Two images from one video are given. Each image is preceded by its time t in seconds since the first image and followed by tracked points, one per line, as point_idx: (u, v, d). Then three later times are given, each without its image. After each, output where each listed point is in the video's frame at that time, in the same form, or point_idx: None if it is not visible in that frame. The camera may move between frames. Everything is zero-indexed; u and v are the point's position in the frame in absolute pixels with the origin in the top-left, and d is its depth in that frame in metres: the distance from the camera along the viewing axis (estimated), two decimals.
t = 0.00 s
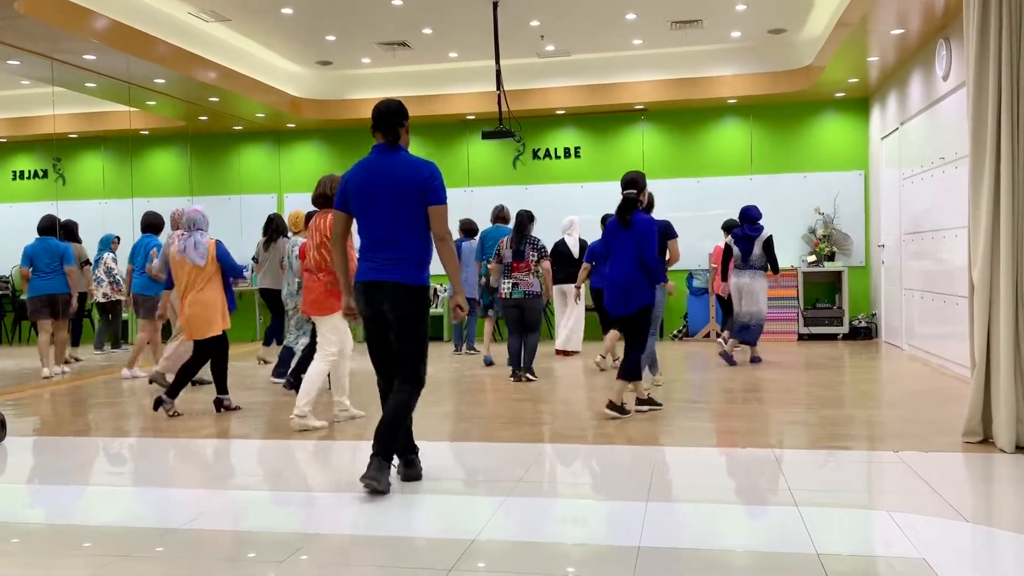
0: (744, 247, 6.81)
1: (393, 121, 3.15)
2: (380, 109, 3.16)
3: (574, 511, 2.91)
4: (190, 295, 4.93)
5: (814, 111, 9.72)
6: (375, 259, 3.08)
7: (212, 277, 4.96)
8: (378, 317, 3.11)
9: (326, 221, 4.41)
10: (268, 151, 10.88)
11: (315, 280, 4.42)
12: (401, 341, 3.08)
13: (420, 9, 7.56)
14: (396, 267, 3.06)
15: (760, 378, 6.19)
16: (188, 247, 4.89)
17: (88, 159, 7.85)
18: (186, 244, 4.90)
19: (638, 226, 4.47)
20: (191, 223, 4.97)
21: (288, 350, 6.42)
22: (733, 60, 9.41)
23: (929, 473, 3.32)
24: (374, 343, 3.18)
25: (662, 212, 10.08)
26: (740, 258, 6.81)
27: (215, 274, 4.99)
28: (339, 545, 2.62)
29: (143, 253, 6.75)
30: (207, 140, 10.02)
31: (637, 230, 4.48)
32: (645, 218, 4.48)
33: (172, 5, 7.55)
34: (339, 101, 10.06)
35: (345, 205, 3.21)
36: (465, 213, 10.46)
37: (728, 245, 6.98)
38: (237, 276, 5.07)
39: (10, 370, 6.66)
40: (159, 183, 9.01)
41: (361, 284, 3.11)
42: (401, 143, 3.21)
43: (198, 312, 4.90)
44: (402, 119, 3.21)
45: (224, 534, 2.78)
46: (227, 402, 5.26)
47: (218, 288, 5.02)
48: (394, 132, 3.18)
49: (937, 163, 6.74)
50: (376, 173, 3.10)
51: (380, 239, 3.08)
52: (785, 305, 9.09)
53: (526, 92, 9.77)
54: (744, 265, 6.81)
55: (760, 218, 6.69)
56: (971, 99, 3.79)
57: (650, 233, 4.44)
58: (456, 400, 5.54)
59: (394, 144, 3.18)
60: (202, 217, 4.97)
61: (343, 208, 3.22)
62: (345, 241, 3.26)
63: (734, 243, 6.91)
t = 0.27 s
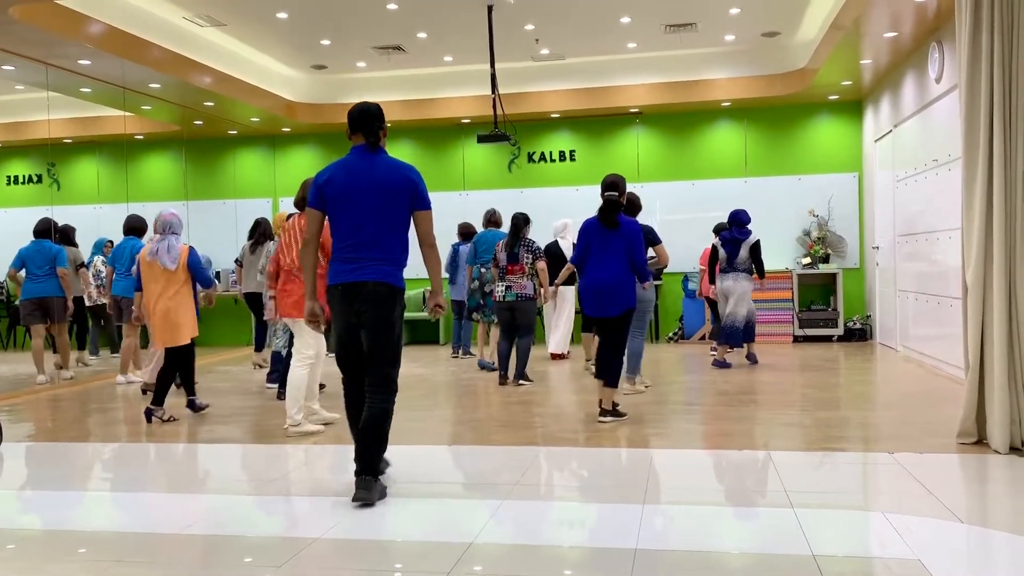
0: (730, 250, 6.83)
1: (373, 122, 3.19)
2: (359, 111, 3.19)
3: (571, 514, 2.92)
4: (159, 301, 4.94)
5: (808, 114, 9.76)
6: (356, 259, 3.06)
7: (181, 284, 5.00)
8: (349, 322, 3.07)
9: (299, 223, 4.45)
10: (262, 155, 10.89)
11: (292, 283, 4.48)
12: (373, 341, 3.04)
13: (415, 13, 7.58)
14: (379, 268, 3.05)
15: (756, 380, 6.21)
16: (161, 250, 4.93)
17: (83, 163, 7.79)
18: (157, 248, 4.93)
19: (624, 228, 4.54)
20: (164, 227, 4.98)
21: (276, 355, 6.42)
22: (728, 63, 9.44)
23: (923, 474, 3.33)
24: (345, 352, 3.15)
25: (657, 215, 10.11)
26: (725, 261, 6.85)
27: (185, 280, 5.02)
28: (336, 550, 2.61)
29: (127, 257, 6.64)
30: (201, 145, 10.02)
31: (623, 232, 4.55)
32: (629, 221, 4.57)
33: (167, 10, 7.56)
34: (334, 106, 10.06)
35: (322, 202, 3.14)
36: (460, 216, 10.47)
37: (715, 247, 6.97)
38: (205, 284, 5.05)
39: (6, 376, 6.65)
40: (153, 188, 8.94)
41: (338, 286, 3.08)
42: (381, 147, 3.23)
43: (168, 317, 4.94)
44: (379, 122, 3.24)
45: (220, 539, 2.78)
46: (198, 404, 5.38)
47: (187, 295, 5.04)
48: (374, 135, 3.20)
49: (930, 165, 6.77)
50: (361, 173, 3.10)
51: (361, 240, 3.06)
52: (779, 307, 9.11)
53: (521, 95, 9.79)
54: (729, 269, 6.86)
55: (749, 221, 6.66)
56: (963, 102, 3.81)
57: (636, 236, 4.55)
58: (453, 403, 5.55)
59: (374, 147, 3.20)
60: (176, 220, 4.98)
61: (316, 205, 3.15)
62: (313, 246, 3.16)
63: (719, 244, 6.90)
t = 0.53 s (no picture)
0: (729, 250, 6.86)
1: (346, 123, 3.23)
2: (330, 111, 3.21)
3: (569, 514, 2.93)
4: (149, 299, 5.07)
5: (805, 114, 9.78)
6: (343, 261, 3.12)
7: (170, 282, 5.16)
8: (326, 323, 3.13)
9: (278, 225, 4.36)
10: (260, 155, 10.91)
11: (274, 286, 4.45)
12: (354, 340, 3.14)
13: (413, 14, 7.60)
14: (366, 270, 3.14)
15: (753, 380, 6.23)
16: (150, 251, 5.05)
17: (81, 165, 7.77)
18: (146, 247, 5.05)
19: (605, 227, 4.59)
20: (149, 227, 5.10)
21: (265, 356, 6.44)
22: (725, 64, 9.46)
23: (920, 473, 3.35)
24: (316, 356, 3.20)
25: (655, 216, 10.12)
26: (724, 261, 6.88)
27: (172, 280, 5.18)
28: (334, 550, 2.63)
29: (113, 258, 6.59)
30: (200, 146, 10.02)
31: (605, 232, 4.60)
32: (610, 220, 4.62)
33: (165, 12, 7.57)
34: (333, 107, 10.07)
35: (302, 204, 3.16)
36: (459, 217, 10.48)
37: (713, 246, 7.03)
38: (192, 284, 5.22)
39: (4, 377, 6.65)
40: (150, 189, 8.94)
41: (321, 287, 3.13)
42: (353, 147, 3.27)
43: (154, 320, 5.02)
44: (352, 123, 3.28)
45: (218, 539, 2.79)
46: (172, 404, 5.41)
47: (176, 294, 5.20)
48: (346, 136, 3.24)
49: (927, 165, 6.79)
50: (342, 175, 3.15)
51: (345, 241, 3.13)
52: (777, 308, 9.14)
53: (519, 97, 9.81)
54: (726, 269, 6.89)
55: (746, 221, 6.70)
56: (958, 103, 3.83)
57: (618, 235, 4.61)
58: (451, 404, 5.56)
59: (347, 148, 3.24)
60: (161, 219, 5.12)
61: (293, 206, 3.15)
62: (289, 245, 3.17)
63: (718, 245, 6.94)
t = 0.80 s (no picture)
0: (734, 249, 6.86)
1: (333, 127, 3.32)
2: (315, 117, 3.31)
3: (573, 511, 2.96)
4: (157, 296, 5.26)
5: (809, 115, 9.78)
6: (328, 265, 3.23)
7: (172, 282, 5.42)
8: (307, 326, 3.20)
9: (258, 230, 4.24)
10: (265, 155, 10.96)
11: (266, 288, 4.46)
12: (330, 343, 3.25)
13: (418, 15, 7.62)
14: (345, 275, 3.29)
15: (757, 380, 6.25)
16: (152, 254, 5.23)
17: (87, 164, 7.82)
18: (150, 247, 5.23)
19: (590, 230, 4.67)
20: (145, 228, 5.25)
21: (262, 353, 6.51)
22: (730, 64, 9.47)
23: (922, 473, 3.36)
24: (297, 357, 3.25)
25: (659, 216, 10.12)
26: (730, 260, 6.87)
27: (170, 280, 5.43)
28: (338, 547, 2.65)
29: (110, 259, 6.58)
30: (206, 145, 10.03)
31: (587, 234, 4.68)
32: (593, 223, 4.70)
33: (172, 12, 7.60)
34: (339, 107, 10.10)
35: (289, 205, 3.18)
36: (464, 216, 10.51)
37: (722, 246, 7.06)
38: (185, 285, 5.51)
39: (10, 375, 6.68)
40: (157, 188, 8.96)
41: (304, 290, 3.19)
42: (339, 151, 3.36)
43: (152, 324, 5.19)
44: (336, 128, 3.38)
45: (224, 535, 2.81)
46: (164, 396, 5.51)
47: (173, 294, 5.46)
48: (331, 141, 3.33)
49: (931, 165, 6.79)
50: (329, 181, 3.24)
51: (328, 245, 3.22)
52: (782, 307, 9.14)
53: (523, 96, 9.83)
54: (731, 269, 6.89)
55: (751, 220, 6.75)
56: (961, 105, 3.85)
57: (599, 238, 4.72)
58: (454, 402, 5.59)
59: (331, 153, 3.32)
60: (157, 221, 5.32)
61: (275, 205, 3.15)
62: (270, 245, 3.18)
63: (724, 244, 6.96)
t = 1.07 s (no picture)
0: (742, 249, 6.89)
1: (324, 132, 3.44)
2: (307, 123, 3.41)
3: (581, 510, 2.98)
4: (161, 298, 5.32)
5: (817, 115, 9.77)
6: (329, 264, 3.33)
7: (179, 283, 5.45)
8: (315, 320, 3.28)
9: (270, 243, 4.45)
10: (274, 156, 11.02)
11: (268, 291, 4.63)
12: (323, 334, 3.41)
13: (427, 15, 7.66)
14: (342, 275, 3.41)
15: (765, 380, 6.26)
16: (162, 254, 5.34)
17: (98, 166, 7.86)
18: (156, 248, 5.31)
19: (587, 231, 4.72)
20: (150, 228, 5.36)
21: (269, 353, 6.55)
22: (739, 64, 9.46)
23: (932, 473, 3.37)
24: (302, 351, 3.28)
25: (669, 216, 10.12)
26: (737, 260, 6.89)
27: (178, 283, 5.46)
28: (348, 544, 2.68)
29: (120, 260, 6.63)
30: (215, 145, 10.13)
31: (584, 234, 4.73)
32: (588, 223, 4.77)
33: (183, 14, 7.66)
34: (348, 107, 10.15)
35: (291, 208, 3.24)
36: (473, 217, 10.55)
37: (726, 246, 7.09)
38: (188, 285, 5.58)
39: (23, 374, 6.75)
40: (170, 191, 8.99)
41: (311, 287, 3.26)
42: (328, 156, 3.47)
43: (161, 321, 5.25)
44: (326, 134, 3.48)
45: (235, 534, 2.83)
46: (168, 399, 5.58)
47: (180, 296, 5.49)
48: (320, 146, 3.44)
49: (941, 165, 6.78)
50: (326, 184, 3.34)
51: (327, 247, 3.32)
52: (791, 308, 9.13)
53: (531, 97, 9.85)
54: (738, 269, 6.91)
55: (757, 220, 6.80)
56: (971, 105, 3.85)
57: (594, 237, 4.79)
58: (463, 402, 5.62)
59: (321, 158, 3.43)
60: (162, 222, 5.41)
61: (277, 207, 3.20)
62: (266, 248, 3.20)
63: (728, 244, 6.97)
